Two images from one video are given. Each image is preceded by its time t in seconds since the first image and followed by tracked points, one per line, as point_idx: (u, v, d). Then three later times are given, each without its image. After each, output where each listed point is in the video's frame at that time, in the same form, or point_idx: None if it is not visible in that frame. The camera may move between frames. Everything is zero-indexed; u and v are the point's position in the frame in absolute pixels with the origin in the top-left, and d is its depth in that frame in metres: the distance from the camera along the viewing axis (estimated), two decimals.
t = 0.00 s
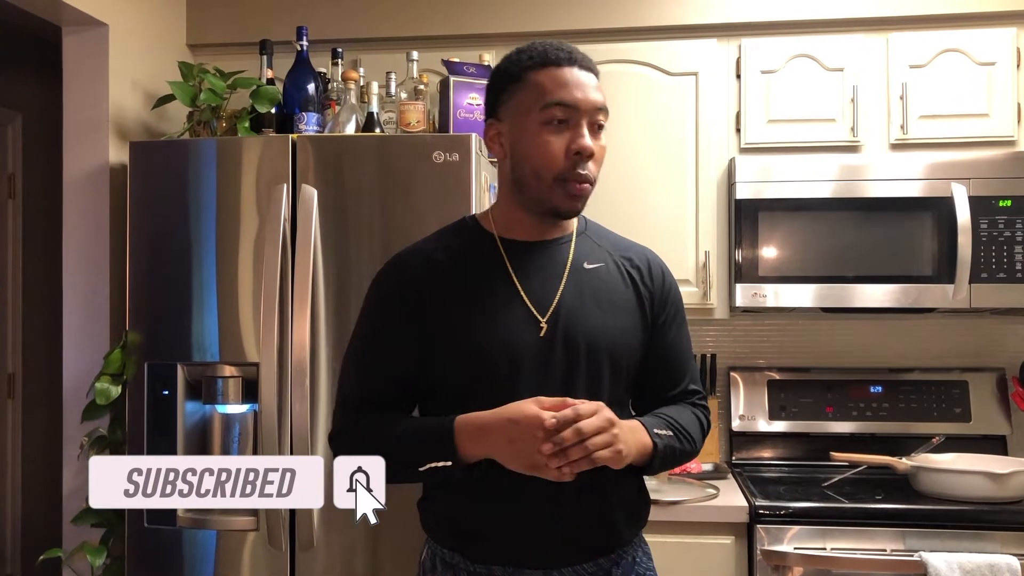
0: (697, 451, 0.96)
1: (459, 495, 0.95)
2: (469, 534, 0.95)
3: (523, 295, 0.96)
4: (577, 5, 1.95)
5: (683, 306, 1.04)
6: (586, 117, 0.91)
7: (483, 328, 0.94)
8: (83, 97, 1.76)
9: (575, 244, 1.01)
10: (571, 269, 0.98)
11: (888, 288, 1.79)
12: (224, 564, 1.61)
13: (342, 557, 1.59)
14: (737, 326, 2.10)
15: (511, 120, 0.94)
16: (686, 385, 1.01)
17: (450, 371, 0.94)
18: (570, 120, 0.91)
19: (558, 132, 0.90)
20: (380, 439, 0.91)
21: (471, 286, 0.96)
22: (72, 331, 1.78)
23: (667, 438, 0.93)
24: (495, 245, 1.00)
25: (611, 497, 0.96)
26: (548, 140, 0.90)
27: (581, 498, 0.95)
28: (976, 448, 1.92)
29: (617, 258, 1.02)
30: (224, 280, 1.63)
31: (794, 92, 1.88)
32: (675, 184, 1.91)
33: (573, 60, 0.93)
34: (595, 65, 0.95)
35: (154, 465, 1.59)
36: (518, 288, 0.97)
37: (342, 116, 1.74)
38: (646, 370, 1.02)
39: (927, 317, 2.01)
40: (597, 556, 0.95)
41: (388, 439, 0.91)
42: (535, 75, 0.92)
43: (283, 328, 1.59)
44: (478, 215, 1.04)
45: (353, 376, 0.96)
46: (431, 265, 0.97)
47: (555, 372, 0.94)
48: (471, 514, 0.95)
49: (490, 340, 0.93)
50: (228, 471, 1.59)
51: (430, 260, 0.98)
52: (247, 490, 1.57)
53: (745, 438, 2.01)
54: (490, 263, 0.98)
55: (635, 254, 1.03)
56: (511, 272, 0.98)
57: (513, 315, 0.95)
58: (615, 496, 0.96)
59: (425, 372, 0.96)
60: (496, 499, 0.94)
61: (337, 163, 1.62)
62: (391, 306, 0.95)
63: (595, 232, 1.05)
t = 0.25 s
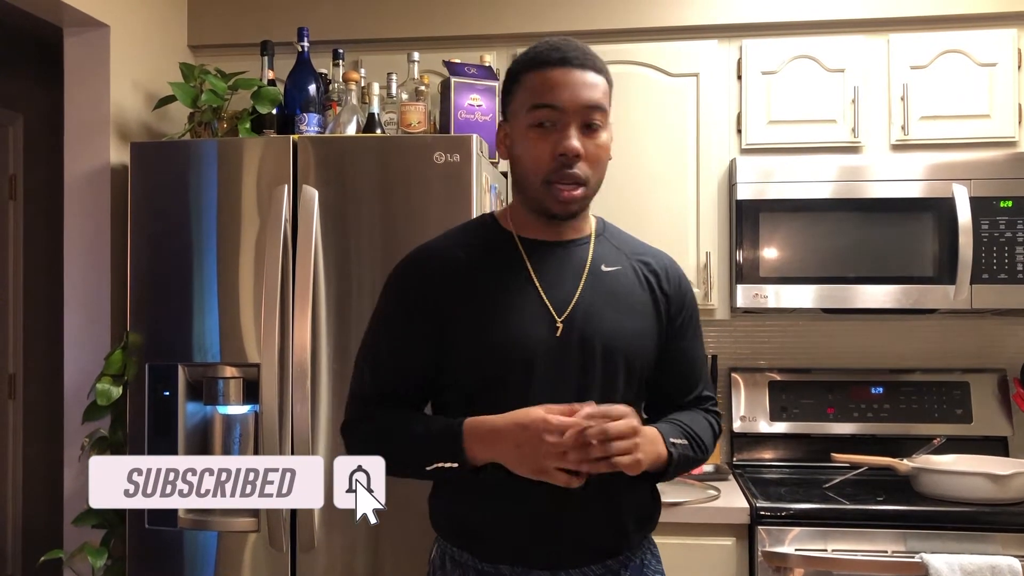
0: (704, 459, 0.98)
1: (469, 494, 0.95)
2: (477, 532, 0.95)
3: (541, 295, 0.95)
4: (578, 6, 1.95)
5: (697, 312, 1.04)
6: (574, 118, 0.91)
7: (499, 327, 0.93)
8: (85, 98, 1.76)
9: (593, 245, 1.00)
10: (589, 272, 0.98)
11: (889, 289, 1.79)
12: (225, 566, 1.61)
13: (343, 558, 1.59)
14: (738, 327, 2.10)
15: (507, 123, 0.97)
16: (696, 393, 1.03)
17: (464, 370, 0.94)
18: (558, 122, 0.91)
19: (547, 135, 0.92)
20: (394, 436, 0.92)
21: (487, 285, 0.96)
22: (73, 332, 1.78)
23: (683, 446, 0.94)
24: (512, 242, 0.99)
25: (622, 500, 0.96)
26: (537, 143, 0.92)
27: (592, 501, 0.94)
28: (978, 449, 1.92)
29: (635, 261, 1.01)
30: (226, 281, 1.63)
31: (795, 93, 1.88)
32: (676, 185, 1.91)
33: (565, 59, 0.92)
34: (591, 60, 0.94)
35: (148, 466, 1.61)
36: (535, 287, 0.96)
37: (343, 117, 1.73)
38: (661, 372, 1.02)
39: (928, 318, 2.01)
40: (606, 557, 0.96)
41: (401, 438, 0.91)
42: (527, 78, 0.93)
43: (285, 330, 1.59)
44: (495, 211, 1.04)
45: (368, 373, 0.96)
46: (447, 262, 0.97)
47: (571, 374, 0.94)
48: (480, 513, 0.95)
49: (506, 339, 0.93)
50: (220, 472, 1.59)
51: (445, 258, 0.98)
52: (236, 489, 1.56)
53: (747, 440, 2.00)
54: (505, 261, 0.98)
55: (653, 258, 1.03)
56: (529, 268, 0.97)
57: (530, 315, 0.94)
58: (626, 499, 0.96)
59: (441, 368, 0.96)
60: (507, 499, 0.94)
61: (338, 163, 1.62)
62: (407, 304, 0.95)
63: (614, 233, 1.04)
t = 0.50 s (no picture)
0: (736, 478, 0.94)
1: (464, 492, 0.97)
2: (468, 529, 0.97)
3: (541, 304, 0.95)
4: (578, 6, 1.95)
5: (725, 325, 0.99)
6: (545, 135, 0.91)
7: (498, 330, 0.94)
8: (86, 99, 1.76)
9: (604, 255, 0.98)
10: (594, 283, 0.96)
11: (890, 289, 1.79)
12: (225, 566, 1.61)
13: (344, 559, 1.59)
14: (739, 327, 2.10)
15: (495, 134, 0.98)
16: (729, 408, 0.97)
17: (464, 372, 0.96)
18: (531, 139, 0.91)
19: (521, 151, 0.92)
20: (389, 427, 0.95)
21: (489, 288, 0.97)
22: (73, 333, 1.78)
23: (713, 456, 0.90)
24: (520, 246, 1.00)
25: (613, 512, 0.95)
26: (511, 160, 0.93)
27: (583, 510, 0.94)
28: (979, 449, 1.92)
29: (648, 272, 0.98)
30: (226, 282, 1.63)
31: (796, 93, 1.88)
32: (677, 185, 1.91)
33: (542, 73, 0.91)
34: (569, 72, 0.91)
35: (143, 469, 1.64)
36: (536, 294, 0.96)
37: (343, 118, 1.73)
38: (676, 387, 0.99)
39: (929, 318, 2.01)
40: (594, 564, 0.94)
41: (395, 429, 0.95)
42: (508, 91, 0.93)
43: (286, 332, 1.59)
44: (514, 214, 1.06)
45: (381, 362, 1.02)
46: (453, 262, 1.00)
47: (569, 384, 0.93)
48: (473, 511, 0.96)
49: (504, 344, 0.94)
50: (216, 474, 1.61)
51: (452, 258, 1.01)
52: (235, 491, 1.59)
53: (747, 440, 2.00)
54: (507, 265, 0.99)
55: (671, 269, 0.99)
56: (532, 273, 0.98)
57: (527, 322, 0.94)
58: (620, 510, 0.95)
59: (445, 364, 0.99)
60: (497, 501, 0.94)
61: (339, 164, 1.62)
62: (416, 301, 1.00)
63: (630, 243, 1.01)
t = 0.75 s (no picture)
0: (715, 475, 0.91)
1: (434, 494, 0.97)
2: (440, 532, 0.96)
3: (507, 306, 0.94)
4: (580, 6, 1.95)
5: (697, 320, 0.97)
6: (511, 139, 0.89)
7: (465, 332, 0.94)
8: (88, 100, 1.76)
9: (573, 254, 0.96)
10: (562, 283, 0.94)
11: (894, 289, 1.78)
12: (229, 566, 1.61)
13: (347, 559, 1.60)
14: (742, 327, 2.09)
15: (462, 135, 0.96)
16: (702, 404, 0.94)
17: (432, 376, 0.95)
18: (497, 143, 0.90)
19: (486, 155, 0.91)
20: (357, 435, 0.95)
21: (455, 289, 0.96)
22: (77, 333, 1.78)
23: (695, 449, 0.87)
24: (486, 246, 0.99)
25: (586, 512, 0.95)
26: (476, 164, 0.92)
27: (555, 512, 0.94)
28: (983, 449, 1.92)
29: (616, 270, 0.96)
30: (229, 282, 1.63)
31: (799, 93, 1.87)
32: (680, 185, 1.91)
33: (507, 74, 0.89)
34: (535, 70, 0.89)
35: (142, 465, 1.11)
36: (503, 297, 0.94)
37: (346, 119, 1.73)
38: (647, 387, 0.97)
39: (932, 318, 2.00)
40: (564, 565, 0.95)
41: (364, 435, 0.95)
42: (473, 93, 0.91)
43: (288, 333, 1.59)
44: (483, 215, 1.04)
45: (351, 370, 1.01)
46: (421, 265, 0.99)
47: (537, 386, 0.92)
48: (445, 513, 0.96)
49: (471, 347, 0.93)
50: (209, 472, 1.10)
51: (421, 261, 1.00)
52: (234, 490, 1.11)
53: (749, 440, 2.00)
54: (475, 265, 0.98)
55: (640, 266, 0.97)
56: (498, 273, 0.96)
57: (495, 325, 0.93)
58: (589, 510, 0.95)
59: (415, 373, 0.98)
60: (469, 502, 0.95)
61: (341, 164, 1.62)
62: (384, 306, 0.99)
63: (599, 240, 0.99)
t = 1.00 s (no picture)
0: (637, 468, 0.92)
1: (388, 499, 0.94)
2: (398, 537, 0.94)
3: (451, 307, 0.92)
4: (589, 5, 1.94)
5: (636, 318, 0.97)
6: (450, 142, 0.87)
7: (408, 336, 0.92)
8: (98, 99, 1.77)
9: (515, 253, 0.95)
10: (502, 283, 0.93)
11: (903, 288, 1.78)
12: (239, 566, 1.62)
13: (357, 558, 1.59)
14: (752, 327, 2.09)
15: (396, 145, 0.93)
16: (635, 400, 0.95)
17: (377, 380, 0.93)
18: (435, 148, 0.87)
19: (425, 163, 0.88)
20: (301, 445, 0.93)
21: (401, 292, 0.95)
22: (87, 332, 1.79)
23: (618, 451, 0.88)
24: (427, 249, 0.97)
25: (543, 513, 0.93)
26: (415, 172, 0.89)
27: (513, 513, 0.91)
28: (993, 449, 1.91)
29: (559, 268, 0.95)
30: (239, 282, 1.63)
31: (809, 92, 1.87)
32: (689, 185, 1.91)
33: (438, 77, 0.87)
34: (466, 72, 0.87)
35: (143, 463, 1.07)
36: (445, 299, 0.93)
37: (355, 118, 1.73)
38: (592, 383, 0.96)
39: (943, 318, 2.00)
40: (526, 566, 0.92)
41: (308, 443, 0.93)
42: (405, 100, 0.89)
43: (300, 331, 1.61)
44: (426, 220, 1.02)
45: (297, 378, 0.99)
46: (366, 267, 0.98)
47: (482, 388, 0.90)
48: (401, 518, 0.93)
49: (415, 350, 0.91)
50: (209, 471, 1.04)
51: (368, 263, 0.99)
52: (234, 490, 1.05)
53: (759, 440, 1.99)
54: (421, 265, 0.96)
55: (583, 264, 0.96)
56: (439, 274, 0.95)
57: (439, 328, 0.91)
58: (546, 511, 0.93)
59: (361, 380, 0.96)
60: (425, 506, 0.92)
61: (351, 164, 1.62)
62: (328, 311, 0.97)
63: (542, 238, 0.98)
